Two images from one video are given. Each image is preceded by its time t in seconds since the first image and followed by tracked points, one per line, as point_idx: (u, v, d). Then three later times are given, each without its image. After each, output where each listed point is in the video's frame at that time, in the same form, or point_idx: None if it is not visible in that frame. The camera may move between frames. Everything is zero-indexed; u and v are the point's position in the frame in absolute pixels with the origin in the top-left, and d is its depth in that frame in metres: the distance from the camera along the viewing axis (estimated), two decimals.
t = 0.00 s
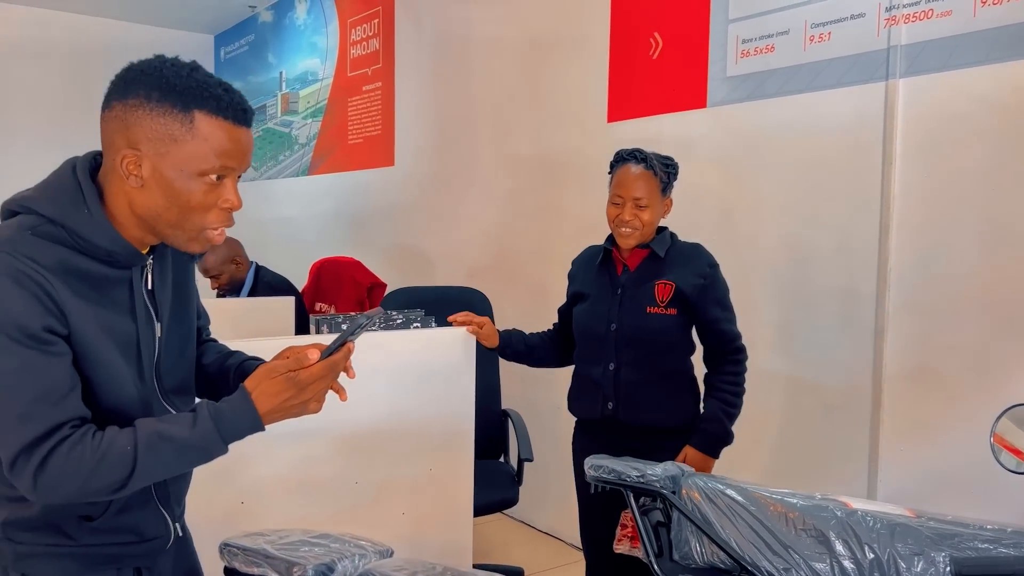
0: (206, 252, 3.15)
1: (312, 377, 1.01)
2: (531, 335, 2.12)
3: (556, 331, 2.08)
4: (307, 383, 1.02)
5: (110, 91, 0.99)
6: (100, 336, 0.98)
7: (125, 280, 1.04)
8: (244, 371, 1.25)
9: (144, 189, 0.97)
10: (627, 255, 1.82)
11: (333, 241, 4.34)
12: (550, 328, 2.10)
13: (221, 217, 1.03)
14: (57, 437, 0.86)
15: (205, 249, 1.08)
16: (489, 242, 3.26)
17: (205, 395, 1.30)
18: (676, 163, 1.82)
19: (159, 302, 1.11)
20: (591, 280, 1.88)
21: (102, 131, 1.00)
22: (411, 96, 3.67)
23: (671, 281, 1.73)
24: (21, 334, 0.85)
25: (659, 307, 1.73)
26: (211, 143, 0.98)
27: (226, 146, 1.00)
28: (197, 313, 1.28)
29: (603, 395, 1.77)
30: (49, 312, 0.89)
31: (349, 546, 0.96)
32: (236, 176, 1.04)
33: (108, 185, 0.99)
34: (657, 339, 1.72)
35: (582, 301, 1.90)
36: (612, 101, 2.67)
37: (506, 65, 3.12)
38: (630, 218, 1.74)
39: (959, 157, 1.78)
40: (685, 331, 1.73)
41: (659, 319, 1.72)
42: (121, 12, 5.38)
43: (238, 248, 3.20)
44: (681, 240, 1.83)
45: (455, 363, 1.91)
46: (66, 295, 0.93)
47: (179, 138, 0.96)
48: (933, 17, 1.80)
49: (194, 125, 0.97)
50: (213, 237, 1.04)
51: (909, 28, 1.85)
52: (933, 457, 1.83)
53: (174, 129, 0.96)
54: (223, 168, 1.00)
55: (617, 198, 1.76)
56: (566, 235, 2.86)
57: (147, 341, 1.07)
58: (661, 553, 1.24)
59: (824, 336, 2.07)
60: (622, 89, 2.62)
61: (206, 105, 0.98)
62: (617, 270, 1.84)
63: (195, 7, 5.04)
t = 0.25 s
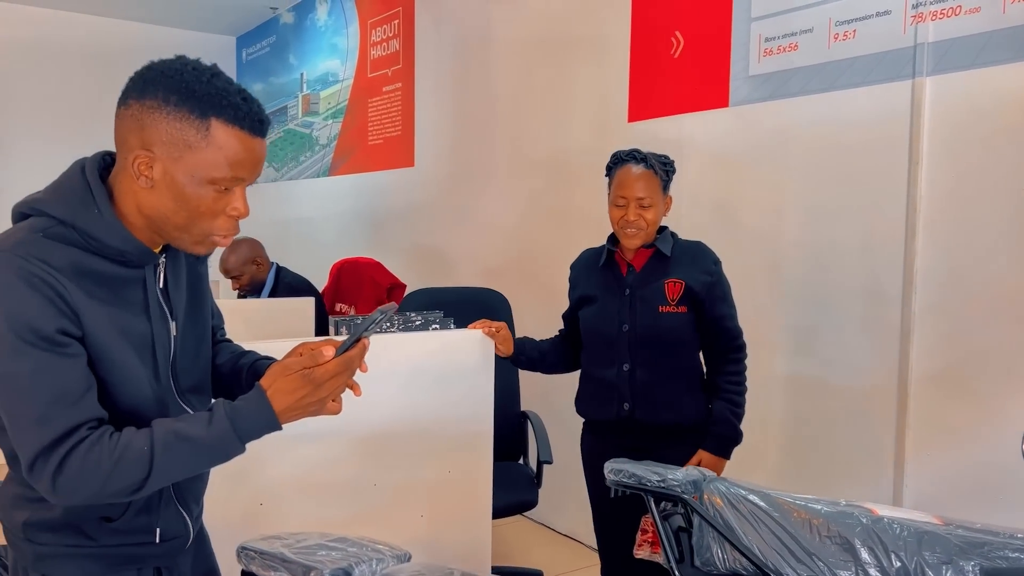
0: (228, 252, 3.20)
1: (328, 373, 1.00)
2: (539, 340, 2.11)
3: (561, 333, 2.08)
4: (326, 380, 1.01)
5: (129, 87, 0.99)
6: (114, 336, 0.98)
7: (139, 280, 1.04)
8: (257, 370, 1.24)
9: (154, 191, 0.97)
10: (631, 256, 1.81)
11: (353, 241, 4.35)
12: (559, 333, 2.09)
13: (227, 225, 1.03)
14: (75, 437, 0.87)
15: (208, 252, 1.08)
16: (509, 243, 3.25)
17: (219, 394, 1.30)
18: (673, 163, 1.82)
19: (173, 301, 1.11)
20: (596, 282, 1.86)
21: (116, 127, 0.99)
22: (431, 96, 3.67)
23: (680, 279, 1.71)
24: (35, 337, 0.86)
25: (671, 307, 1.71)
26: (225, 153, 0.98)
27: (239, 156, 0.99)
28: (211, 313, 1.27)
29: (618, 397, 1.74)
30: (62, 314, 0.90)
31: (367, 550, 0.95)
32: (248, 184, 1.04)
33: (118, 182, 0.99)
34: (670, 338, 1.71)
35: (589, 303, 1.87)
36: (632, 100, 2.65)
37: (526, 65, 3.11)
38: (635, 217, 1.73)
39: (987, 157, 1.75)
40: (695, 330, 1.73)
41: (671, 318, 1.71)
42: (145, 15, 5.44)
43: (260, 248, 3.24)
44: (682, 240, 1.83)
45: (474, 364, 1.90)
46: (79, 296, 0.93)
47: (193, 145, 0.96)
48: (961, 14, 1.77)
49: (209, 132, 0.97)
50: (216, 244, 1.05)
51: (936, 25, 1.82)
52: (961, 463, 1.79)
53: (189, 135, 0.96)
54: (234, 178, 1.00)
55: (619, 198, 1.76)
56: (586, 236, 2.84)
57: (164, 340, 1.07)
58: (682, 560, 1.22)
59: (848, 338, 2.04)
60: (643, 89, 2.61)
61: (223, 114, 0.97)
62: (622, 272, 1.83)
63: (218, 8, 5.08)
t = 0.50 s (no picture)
0: (246, 253, 3.21)
1: (338, 375, 0.99)
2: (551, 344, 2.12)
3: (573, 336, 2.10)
4: (335, 382, 1.00)
5: (148, 87, 0.98)
6: (127, 336, 0.97)
7: (153, 279, 1.04)
8: (271, 372, 1.24)
9: (168, 191, 0.97)
10: (642, 256, 1.80)
11: (371, 241, 4.36)
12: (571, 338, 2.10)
13: (238, 227, 1.03)
14: (87, 436, 0.86)
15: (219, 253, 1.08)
16: (526, 243, 3.24)
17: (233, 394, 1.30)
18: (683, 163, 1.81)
19: (188, 301, 1.10)
20: (607, 283, 1.84)
21: (134, 126, 0.99)
22: (450, 96, 3.67)
23: (692, 279, 1.70)
24: (50, 335, 0.86)
25: (683, 306, 1.70)
26: (241, 156, 0.97)
27: (255, 160, 0.99)
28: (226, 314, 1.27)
29: (631, 398, 1.73)
30: (76, 313, 0.90)
31: (381, 554, 0.94)
32: (262, 186, 1.04)
33: (134, 181, 0.99)
34: (683, 338, 1.69)
35: (600, 304, 1.86)
36: (652, 99, 2.63)
37: (544, 64, 3.10)
38: (645, 216, 1.72)
39: (1014, 156, 1.71)
40: (708, 330, 1.71)
41: (684, 318, 1.69)
42: (167, 16, 5.49)
43: (278, 249, 3.25)
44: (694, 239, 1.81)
45: (489, 365, 1.89)
46: (94, 296, 0.93)
47: (209, 147, 0.96)
48: (987, 11, 1.73)
49: (226, 135, 0.96)
50: (226, 245, 1.05)
51: (962, 22, 1.79)
52: (986, 468, 1.76)
53: (206, 137, 0.95)
54: (249, 181, 1.00)
55: (630, 197, 1.74)
56: (604, 236, 2.83)
57: (177, 340, 1.06)
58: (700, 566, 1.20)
59: (870, 341, 2.01)
60: (662, 88, 2.59)
61: (240, 117, 0.97)
62: (633, 272, 1.81)
63: (238, 9, 5.11)
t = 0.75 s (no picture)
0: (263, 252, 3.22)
1: (353, 377, 0.99)
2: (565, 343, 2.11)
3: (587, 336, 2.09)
4: (351, 384, 0.99)
5: (168, 88, 0.99)
6: (147, 334, 0.97)
7: (174, 279, 1.04)
8: (290, 372, 1.24)
9: (191, 188, 0.97)
10: (654, 255, 1.79)
11: (387, 241, 4.37)
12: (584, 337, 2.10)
13: (264, 222, 1.02)
14: (103, 432, 0.86)
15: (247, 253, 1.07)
16: (542, 243, 3.23)
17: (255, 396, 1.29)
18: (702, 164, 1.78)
19: (209, 301, 1.10)
20: (620, 282, 1.84)
21: (157, 128, 1.00)
22: (466, 95, 3.66)
23: (700, 279, 1.68)
24: (70, 330, 0.86)
25: (690, 307, 1.68)
26: (260, 148, 0.97)
27: (275, 152, 0.98)
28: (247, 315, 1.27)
29: (638, 398, 1.73)
30: (96, 309, 0.90)
31: (390, 555, 0.94)
32: (285, 181, 1.03)
33: (158, 182, 0.99)
34: (689, 339, 1.68)
35: (611, 303, 1.85)
36: (669, 98, 2.61)
37: (560, 63, 3.09)
38: (658, 215, 1.70)
39: None
40: (717, 331, 1.68)
41: (690, 319, 1.68)
42: (186, 16, 5.52)
43: (294, 248, 3.26)
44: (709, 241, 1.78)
45: (504, 366, 1.88)
46: (114, 293, 0.93)
47: (228, 140, 0.95)
48: (1011, 7, 1.70)
49: (245, 128, 0.96)
50: (254, 242, 1.03)
51: (985, 19, 1.76)
52: (1007, 473, 1.73)
53: (225, 131, 0.95)
54: (271, 173, 0.99)
55: (645, 195, 1.73)
56: (620, 236, 2.81)
57: (197, 340, 1.06)
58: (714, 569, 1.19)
59: (890, 342, 1.98)
60: (679, 86, 2.57)
61: (258, 109, 0.97)
62: (645, 272, 1.80)
63: (256, 9, 5.13)
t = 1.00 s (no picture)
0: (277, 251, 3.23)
1: (379, 376, 0.98)
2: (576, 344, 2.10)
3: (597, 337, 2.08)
4: (376, 383, 0.99)
5: (203, 90, 0.99)
6: (180, 329, 0.97)
7: (208, 276, 1.03)
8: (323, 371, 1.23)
9: (227, 187, 0.97)
10: (664, 256, 1.77)
11: (400, 240, 4.37)
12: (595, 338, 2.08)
13: (299, 219, 1.01)
14: (134, 424, 0.86)
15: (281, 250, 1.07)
16: (554, 243, 3.22)
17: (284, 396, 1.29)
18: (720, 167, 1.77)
19: (241, 300, 1.10)
20: (629, 282, 1.83)
21: (193, 129, 1.00)
22: (479, 94, 3.66)
23: (711, 279, 1.66)
24: (105, 323, 0.86)
25: (699, 307, 1.66)
26: (294, 146, 0.96)
27: (308, 149, 0.98)
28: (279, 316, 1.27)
29: (646, 399, 1.72)
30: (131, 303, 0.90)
31: (396, 556, 0.93)
32: (318, 179, 1.03)
33: (194, 181, 1.00)
34: (697, 339, 1.66)
35: (620, 303, 1.84)
36: (683, 98, 2.60)
37: (573, 62, 3.08)
38: (671, 216, 1.69)
39: None
40: (727, 331, 1.67)
41: (699, 319, 1.66)
42: (201, 16, 5.55)
43: (307, 247, 3.27)
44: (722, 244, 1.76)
45: (517, 366, 1.88)
46: (148, 288, 0.93)
47: (262, 138, 0.95)
48: None
49: (278, 126, 0.95)
50: (289, 240, 1.03)
51: (1004, 16, 1.74)
52: None
53: (258, 129, 0.95)
54: (305, 171, 0.99)
55: (660, 195, 1.72)
56: (633, 236, 2.80)
57: (230, 337, 1.06)
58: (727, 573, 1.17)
59: (906, 344, 1.96)
60: (693, 85, 2.55)
61: (291, 108, 0.96)
62: (655, 272, 1.79)
63: (270, 9, 5.15)
